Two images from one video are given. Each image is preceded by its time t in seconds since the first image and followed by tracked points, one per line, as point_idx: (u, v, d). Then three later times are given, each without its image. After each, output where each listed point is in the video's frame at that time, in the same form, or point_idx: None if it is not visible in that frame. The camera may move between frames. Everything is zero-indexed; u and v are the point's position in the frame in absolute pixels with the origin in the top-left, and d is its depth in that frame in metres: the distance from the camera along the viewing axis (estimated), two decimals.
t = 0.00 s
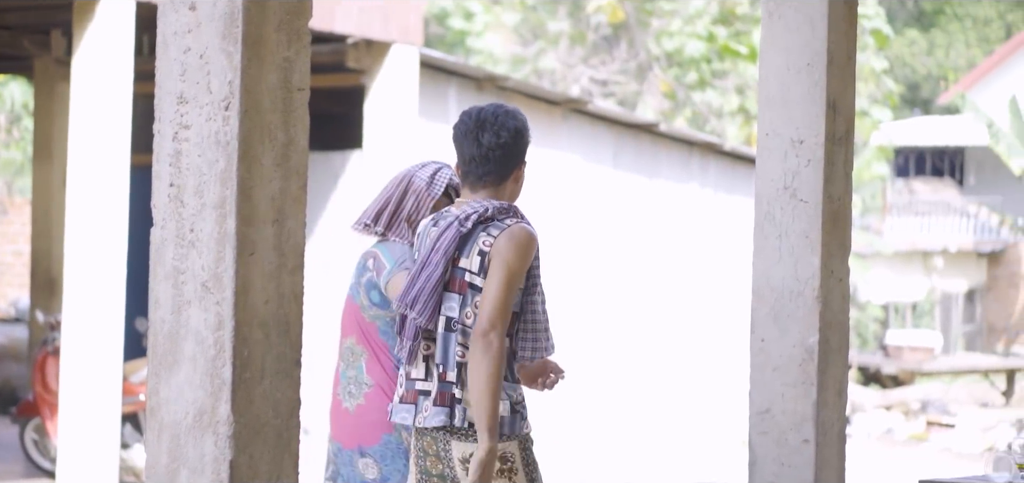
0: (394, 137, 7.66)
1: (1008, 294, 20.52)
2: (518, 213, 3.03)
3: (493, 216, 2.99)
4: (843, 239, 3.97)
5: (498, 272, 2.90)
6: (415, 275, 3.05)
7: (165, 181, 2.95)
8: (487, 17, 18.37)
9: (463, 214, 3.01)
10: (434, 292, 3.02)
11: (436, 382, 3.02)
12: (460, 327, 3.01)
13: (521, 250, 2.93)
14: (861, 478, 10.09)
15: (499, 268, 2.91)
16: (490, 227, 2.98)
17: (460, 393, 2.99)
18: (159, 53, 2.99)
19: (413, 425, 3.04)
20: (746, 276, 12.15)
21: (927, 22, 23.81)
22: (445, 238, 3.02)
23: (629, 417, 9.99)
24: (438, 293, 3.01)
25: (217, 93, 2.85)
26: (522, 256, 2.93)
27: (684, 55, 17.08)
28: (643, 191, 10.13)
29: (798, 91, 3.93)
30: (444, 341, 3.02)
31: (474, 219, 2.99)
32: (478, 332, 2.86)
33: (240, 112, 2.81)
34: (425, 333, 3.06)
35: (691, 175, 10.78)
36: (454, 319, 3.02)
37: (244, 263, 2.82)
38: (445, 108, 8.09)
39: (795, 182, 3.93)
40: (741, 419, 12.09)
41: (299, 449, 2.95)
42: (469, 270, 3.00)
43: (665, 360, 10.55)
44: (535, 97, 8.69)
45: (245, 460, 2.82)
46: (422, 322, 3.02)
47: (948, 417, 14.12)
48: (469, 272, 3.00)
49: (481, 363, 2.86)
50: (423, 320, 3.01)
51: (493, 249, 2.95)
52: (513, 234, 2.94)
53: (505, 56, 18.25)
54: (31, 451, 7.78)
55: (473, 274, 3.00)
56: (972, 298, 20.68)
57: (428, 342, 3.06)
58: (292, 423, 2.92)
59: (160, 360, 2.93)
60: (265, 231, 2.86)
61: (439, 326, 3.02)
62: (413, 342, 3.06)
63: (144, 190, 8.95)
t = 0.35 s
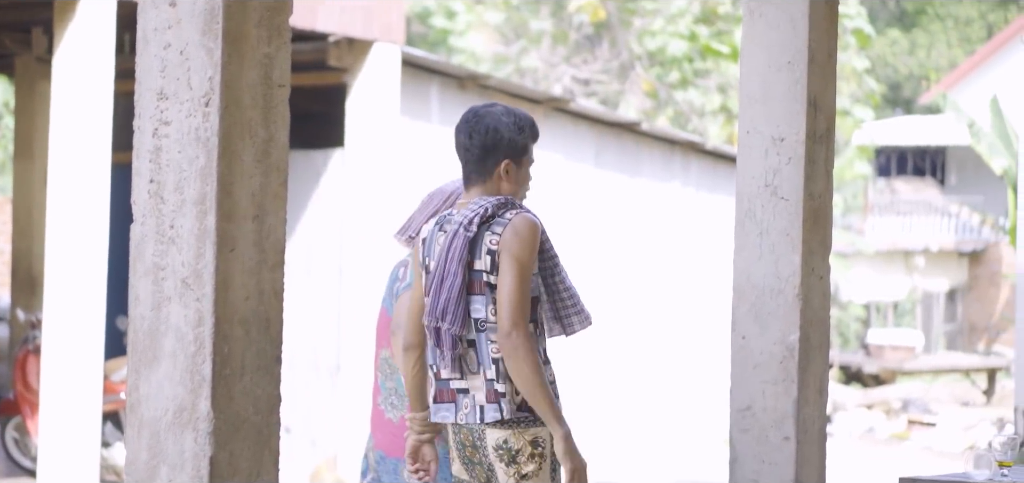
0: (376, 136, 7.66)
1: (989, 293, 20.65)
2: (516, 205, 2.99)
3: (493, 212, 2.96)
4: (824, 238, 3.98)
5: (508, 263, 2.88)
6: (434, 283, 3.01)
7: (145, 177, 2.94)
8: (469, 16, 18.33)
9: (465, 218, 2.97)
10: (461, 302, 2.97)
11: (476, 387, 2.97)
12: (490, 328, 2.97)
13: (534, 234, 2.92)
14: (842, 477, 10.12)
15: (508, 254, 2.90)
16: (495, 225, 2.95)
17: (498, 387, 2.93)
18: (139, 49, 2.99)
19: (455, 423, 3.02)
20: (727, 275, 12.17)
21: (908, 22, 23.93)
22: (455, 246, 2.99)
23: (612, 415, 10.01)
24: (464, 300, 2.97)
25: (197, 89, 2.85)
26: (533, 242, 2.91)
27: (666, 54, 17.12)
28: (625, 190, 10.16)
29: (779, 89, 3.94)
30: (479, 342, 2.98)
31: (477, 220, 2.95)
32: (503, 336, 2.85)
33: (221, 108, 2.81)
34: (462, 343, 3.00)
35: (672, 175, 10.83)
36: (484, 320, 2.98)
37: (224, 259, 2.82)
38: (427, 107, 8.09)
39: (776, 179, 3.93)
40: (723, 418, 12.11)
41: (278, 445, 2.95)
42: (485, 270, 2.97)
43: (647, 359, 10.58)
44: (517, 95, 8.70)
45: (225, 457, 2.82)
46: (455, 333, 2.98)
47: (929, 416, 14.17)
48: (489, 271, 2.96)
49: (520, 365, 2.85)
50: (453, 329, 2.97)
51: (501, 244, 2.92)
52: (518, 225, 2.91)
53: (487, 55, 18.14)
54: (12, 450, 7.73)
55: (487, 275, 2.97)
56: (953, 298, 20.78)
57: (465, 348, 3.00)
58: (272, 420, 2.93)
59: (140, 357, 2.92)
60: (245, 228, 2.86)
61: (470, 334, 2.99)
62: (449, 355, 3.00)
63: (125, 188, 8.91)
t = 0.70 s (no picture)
0: (359, 134, 7.67)
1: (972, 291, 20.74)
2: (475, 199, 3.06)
3: (450, 210, 3.06)
4: (807, 235, 3.96)
5: (467, 259, 2.96)
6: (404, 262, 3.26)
7: (126, 174, 2.94)
8: (453, 15, 18.25)
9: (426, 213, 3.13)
10: (413, 283, 3.18)
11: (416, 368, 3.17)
12: (428, 315, 3.15)
13: (485, 232, 2.99)
14: (825, 475, 10.18)
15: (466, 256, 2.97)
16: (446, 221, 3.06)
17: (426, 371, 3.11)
18: (121, 48, 2.99)
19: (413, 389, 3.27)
20: (710, 273, 12.22)
21: (892, 22, 24.10)
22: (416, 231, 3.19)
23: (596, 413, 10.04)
24: (414, 282, 3.18)
25: (177, 87, 2.85)
26: (480, 241, 2.98)
27: (649, 52, 17.19)
28: (608, 188, 10.19)
29: (760, 86, 3.91)
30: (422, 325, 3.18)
31: (433, 217, 3.10)
32: (464, 319, 2.91)
33: (201, 105, 2.81)
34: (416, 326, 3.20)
35: (655, 173, 10.89)
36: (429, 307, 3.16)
37: (205, 256, 2.82)
38: (410, 106, 8.09)
39: (757, 178, 3.91)
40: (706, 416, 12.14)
41: (260, 442, 2.94)
42: (431, 261, 3.14)
43: (631, 356, 10.64)
44: (500, 93, 8.72)
45: (206, 454, 2.82)
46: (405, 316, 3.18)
47: (912, 414, 14.25)
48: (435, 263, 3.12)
49: (486, 338, 2.87)
50: (400, 311, 3.17)
51: (449, 236, 3.04)
52: (465, 227, 2.99)
53: (471, 54, 18.08)
54: None
55: (433, 265, 3.13)
56: (936, 296, 20.89)
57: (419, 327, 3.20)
58: (254, 417, 2.92)
59: (121, 355, 2.92)
60: (226, 225, 2.86)
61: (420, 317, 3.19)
62: (404, 336, 3.21)
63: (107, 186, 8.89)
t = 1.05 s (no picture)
0: (344, 133, 7.67)
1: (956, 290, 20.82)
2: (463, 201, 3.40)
3: (439, 205, 3.39)
4: (791, 234, 3.97)
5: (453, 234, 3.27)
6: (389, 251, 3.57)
7: (109, 171, 2.94)
8: (438, 13, 18.22)
9: (416, 205, 3.45)
10: (391, 266, 3.49)
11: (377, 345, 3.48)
12: (395, 298, 3.44)
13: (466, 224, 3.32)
14: (809, 473, 10.20)
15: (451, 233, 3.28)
16: (433, 213, 3.39)
17: (383, 354, 3.41)
18: (104, 44, 2.99)
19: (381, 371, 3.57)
20: (694, 271, 12.23)
21: (876, 20, 24.21)
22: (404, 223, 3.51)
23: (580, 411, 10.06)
24: (392, 266, 3.48)
25: (162, 84, 2.85)
26: (466, 223, 3.32)
27: (635, 51, 17.20)
28: (594, 187, 10.21)
29: (745, 85, 3.91)
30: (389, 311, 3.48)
31: (423, 208, 3.42)
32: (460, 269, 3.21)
33: (185, 102, 2.81)
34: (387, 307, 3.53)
35: (640, 171, 10.90)
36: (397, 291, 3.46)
37: (189, 253, 2.81)
38: (396, 105, 8.07)
39: (742, 176, 3.91)
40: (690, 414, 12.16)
41: (244, 441, 2.93)
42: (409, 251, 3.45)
43: (616, 354, 10.66)
44: (483, 91, 8.73)
45: (190, 452, 2.81)
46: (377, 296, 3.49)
47: (896, 413, 14.29)
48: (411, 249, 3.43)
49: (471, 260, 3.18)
50: (375, 293, 3.49)
51: (433, 226, 3.36)
52: (452, 214, 3.33)
53: (456, 53, 18.07)
54: None
55: (411, 252, 3.43)
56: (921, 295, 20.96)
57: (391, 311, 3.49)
58: (237, 416, 2.91)
59: (105, 353, 2.92)
60: (211, 224, 2.85)
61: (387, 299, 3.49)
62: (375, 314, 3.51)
63: (91, 184, 8.85)
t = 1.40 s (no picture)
0: (334, 133, 7.71)
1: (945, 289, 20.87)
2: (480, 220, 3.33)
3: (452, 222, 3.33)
4: (780, 233, 3.97)
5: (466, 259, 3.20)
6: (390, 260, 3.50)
7: (98, 170, 2.93)
8: (427, 12, 18.22)
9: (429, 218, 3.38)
10: (393, 274, 3.45)
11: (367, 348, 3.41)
12: (394, 308, 3.34)
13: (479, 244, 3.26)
14: (798, 472, 10.22)
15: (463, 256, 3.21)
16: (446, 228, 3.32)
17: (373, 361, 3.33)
18: (93, 43, 2.98)
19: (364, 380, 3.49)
20: (684, 270, 12.25)
21: (865, 20, 24.46)
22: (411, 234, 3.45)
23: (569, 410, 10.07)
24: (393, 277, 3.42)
25: (151, 83, 2.84)
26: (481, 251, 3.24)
27: (623, 50, 17.23)
28: (582, 186, 10.22)
29: (734, 84, 3.92)
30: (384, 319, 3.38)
31: (436, 223, 3.35)
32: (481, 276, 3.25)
33: (174, 101, 2.80)
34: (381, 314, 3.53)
35: (629, 170, 10.92)
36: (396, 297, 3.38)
37: (177, 252, 2.81)
38: (385, 104, 8.07)
39: (731, 175, 3.92)
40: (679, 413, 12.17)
41: (233, 440, 2.93)
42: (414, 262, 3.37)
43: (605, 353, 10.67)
44: (472, 91, 8.74)
45: (178, 451, 2.81)
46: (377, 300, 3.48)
47: (884, 411, 14.33)
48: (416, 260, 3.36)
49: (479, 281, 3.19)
50: (374, 298, 3.48)
51: (446, 241, 3.29)
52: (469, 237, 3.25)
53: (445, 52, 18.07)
54: None
55: (416, 264, 3.36)
56: (909, 293, 21.01)
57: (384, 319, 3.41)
58: (226, 415, 2.90)
59: (93, 352, 2.91)
60: (200, 222, 2.85)
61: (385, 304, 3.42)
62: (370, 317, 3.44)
63: (79, 183, 8.83)
